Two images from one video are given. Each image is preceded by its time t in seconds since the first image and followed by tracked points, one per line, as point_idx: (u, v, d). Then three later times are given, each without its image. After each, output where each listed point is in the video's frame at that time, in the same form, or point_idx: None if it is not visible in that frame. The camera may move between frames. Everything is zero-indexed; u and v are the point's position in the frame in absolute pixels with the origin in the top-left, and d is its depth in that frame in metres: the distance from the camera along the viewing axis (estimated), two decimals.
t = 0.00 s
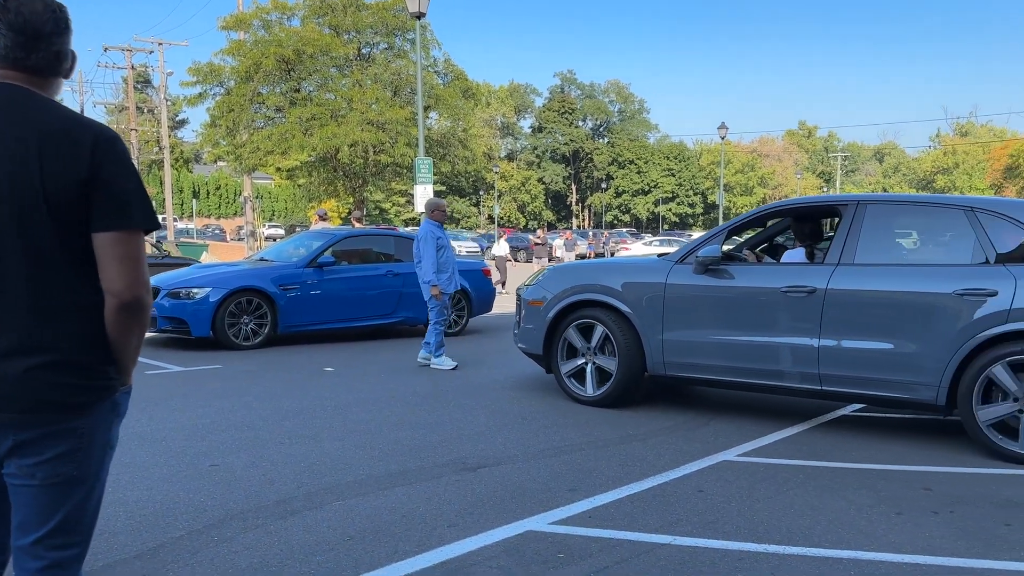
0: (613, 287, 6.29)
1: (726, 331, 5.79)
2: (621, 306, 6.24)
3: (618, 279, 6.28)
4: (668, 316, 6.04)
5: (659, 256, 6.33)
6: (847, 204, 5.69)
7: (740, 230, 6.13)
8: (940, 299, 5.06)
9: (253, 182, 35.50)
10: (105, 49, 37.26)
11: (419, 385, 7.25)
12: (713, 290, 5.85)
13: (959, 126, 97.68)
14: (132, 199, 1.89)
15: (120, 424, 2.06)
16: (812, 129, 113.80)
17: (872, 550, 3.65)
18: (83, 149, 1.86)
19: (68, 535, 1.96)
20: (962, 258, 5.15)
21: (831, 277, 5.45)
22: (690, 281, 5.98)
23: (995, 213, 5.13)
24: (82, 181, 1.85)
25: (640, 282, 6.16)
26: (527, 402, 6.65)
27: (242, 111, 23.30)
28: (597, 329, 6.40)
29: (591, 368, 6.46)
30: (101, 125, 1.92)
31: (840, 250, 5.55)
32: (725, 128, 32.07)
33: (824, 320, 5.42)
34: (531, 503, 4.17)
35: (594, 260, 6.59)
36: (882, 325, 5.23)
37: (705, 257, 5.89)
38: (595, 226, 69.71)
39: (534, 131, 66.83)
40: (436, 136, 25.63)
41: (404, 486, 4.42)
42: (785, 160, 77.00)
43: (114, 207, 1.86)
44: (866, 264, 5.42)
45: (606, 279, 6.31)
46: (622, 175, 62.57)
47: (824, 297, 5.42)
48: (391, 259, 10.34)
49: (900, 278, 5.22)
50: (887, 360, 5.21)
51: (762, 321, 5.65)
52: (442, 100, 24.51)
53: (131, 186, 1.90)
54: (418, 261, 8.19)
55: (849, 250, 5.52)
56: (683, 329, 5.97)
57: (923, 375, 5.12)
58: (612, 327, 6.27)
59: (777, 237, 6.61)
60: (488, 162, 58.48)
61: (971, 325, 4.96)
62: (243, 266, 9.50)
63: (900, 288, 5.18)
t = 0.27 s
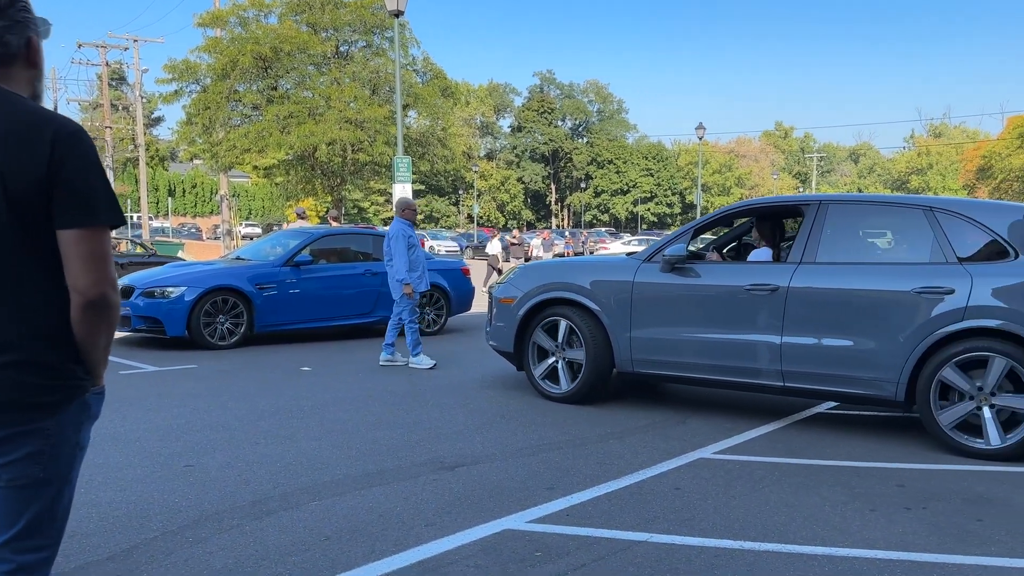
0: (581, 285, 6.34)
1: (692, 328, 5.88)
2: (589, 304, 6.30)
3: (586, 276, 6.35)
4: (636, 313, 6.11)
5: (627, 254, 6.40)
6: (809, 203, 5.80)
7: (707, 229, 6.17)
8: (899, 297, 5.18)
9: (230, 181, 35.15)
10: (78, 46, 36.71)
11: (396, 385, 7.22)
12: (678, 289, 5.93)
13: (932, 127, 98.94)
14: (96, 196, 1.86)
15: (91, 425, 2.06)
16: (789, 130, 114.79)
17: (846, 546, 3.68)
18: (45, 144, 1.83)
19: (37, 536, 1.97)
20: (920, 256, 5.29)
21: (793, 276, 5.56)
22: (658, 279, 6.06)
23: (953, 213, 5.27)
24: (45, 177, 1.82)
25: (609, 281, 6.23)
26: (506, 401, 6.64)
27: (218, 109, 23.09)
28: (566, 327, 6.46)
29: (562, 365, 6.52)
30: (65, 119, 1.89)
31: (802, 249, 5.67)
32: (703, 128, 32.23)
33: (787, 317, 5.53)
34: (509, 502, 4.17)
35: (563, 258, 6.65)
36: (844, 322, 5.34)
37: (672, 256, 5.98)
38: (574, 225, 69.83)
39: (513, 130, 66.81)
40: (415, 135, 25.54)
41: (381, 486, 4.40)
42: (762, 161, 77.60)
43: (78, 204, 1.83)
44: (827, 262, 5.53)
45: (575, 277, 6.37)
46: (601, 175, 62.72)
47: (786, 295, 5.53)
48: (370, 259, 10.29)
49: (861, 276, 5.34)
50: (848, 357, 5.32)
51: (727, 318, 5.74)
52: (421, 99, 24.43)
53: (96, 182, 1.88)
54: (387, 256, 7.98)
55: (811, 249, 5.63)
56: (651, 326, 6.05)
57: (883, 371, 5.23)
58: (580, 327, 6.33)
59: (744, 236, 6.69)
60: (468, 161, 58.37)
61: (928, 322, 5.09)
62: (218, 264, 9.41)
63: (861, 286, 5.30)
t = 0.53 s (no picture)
0: (554, 286, 6.45)
1: (661, 328, 5.96)
2: (561, 304, 6.41)
3: (557, 276, 6.47)
4: (606, 313, 6.21)
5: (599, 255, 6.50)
6: (775, 204, 5.87)
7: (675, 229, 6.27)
8: (861, 296, 5.25)
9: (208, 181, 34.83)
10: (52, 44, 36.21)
11: (376, 386, 7.19)
12: (647, 288, 6.02)
13: (907, 128, 100.11)
14: (67, 196, 1.83)
15: (63, 430, 2.03)
16: (766, 131, 115.73)
17: (825, 545, 3.70)
18: (13, 142, 1.80)
19: (6, 543, 1.94)
20: (881, 256, 5.36)
21: (759, 275, 5.63)
22: (627, 279, 6.15)
23: (913, 213, 5.35)
24: (13, 177, 1.79)
25: (579, 281, 6.33)
26: (486, 402, 6.63)
27: (196, 108, 22.89)
28: (537, 327, 6.57)
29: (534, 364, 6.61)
30: (34, 118, 1.86)
31: (768, 249, 5.74)
32: (682, 129, 32.39)
33: (753, 317, 5.60)
34: (489, 503, 4.15)
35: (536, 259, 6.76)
36: (810, 321, 5.40)
37: (641, 256, 6.09)
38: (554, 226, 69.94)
39: (493, 130, 66.80)
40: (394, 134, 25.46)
41: (360, 488, 4.37)
42: (740, 162, 78.16)
43: (47, 204, 1.80)
44: (792, 262, 5.60)
45: (547, 278, 6.49)
46: (581, 175, 62.87)
47: (752, 294, 5.60)
48: (349, 259, 10.22)
49: (825, 276, 5.41)
50: (815, 355, 5.39)
51: (694, 317, 5.81)
52: (400, 98, 24.33)
53: (65, 182, 1.84)
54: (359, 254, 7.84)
55: (776, 249, 5.71)
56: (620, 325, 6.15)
57: (847, 369, 5.30)
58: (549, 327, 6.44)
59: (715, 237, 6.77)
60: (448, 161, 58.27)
61: (890, 321, 5.15)
62: (195, 265, 9.32)
63: (826, 286, 5.37)
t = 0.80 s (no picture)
0: (526, 287, 6.49)
1: (631, 327, 6.00)
2: (533, 304, 6.44)
3: (529, 277, 6.51)
4: (577, 313, 6.25)
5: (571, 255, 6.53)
6: (741, 206, 5.91)
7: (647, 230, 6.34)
8: (826, 296, 5.31)
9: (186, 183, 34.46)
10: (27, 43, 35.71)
11: (356, 388, 7.15)
12: (618, 288, 6.06)
13: (884, 129, 101.14)
14: (41, 200, 1.80)
15: (36, 436, 2.00)
16: (746, 132, 116.62)
17: (804, 544, 3.73)
18: None
19: None
20: (845, 256, 5.42)
21: (726, 276, 5.68)
22: (598, 279, 6.19)
23: (876, 214, 5.41)
24: None
25: (551, 281, 6.36)
26: (468, 404, 6.60)
27: (174, 109, 22.69)
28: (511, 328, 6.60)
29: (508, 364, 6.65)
30: (8, 121, 1.83)
31: (734, 250, 5.78)
32: (662, 130, 32.49)
33: (721, 317, 5.65)
34: (470, 505, 4.14)
35: (507, 260, 6.78)
36: (778, 321, 5.46)
37: (612, 256, 6.13)
38: (535, 227, 69.99)
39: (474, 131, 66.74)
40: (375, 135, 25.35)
41: (340, 492, 4.34)
42: (720, 164, 78.84)
43: (20, 207, 1.77)
44: (758, 263, 5.65)
45: (519, 279, 6.53)
46: (563, 176, 62.94)
47: (720, 294, 5.65)
48: (328, 261, 10.16)
49: (792, 276, 5.46)
50: (785, 354, 5.44)
51: (663, 317, 5.86)
52: (381, 99, 24.24)
53: (38, 183, 1.81)
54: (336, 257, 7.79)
55: (742, 249, 5.75)
56: (590, 325, 6.19)
57: (813, 369, 5.36)
58: (522, 328, 6.46)
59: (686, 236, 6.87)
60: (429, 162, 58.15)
61: (854, 320, 5.21)
62: (173, 267, 9.22)
63: (791, 286, 5.42)
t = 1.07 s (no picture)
0: (497, 287, 6.59)
1: (600, 326, 6.12)
2: (504, 304, 6.55)
3: (501, 277, 6.61)
4: (547, 313, 6.36)
5: (543, 256, 6.63)
6: (707, 207, 5.99)
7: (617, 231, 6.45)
8: (788, 295, 5.40)
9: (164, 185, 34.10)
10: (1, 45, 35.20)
11: (336, 391, 7.11)
12: (586, 288, 6.18)
13: (861, 130, 102.19)
14: (17, 207, 1.78)
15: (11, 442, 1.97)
16: (724, 134, 117.43)
17: (784, 543, 3.75)
18: None
19: None
20: (807, 256, 5.51)
21: (691, 276, 5.77)
22: (568, 279, 6.31)
23: (837, 214, 5.51)
24: None
25: (522, 282, 6.47)
26: (449, 406, 6.59)
27: (150, 111, 22.47)
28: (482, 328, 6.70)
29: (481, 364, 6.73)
30: None
31: (700, 250, 5.86)
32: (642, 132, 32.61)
33: (686, 316, 5.75)
34: (451, 508, 4.14)
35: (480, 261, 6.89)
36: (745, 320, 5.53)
37: (581, 257, 6.24)
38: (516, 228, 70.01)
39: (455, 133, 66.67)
40: (354, 137, 25.24)
41: (321, 495, 4.32)
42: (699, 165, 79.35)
43: None
44: (722, 263, 5.74)
45: (490, 279, 6.63)
46: (543, 178, 62.98)
47: (685, 294, 5.74)
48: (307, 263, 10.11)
49: (757, 276, 5.54)
50: (752, 353, 5.52)
51: (631, 316, 5.96)
52: (360, 101, 24.16)
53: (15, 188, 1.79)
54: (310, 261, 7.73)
55: (707, 249, 5.83)
56: (560, 325, 6.31)
57: (773, 366, 5.46)
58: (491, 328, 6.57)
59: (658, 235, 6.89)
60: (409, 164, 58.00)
61: (815, 319, 5.30)
62: (150, 271, 9.13)
63: (755, 284, 5.51)
